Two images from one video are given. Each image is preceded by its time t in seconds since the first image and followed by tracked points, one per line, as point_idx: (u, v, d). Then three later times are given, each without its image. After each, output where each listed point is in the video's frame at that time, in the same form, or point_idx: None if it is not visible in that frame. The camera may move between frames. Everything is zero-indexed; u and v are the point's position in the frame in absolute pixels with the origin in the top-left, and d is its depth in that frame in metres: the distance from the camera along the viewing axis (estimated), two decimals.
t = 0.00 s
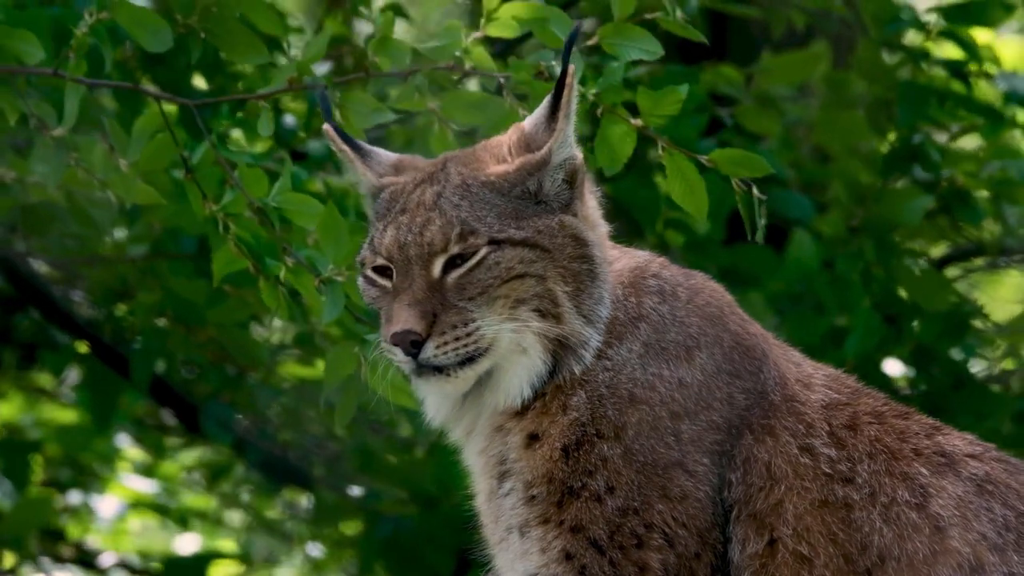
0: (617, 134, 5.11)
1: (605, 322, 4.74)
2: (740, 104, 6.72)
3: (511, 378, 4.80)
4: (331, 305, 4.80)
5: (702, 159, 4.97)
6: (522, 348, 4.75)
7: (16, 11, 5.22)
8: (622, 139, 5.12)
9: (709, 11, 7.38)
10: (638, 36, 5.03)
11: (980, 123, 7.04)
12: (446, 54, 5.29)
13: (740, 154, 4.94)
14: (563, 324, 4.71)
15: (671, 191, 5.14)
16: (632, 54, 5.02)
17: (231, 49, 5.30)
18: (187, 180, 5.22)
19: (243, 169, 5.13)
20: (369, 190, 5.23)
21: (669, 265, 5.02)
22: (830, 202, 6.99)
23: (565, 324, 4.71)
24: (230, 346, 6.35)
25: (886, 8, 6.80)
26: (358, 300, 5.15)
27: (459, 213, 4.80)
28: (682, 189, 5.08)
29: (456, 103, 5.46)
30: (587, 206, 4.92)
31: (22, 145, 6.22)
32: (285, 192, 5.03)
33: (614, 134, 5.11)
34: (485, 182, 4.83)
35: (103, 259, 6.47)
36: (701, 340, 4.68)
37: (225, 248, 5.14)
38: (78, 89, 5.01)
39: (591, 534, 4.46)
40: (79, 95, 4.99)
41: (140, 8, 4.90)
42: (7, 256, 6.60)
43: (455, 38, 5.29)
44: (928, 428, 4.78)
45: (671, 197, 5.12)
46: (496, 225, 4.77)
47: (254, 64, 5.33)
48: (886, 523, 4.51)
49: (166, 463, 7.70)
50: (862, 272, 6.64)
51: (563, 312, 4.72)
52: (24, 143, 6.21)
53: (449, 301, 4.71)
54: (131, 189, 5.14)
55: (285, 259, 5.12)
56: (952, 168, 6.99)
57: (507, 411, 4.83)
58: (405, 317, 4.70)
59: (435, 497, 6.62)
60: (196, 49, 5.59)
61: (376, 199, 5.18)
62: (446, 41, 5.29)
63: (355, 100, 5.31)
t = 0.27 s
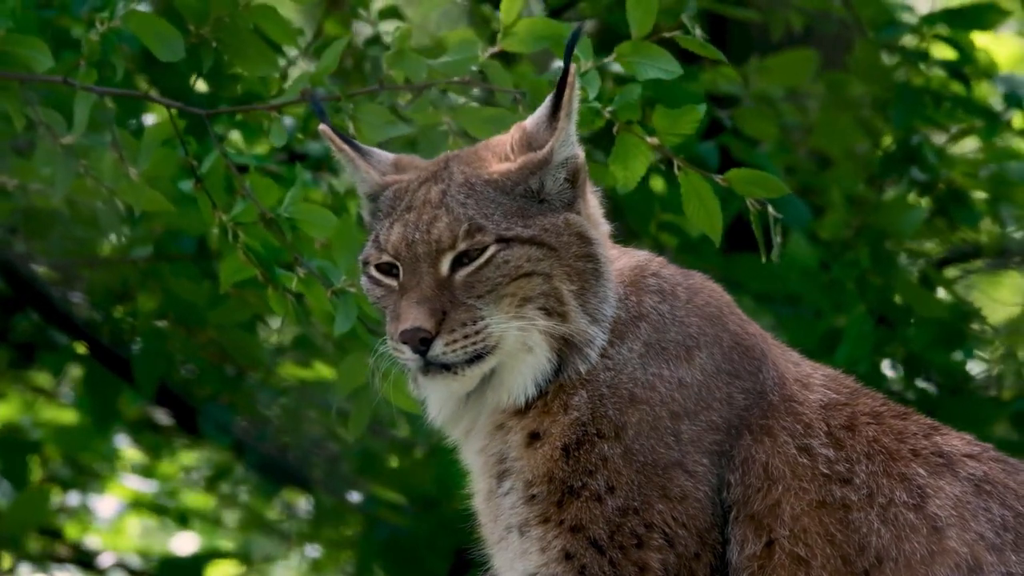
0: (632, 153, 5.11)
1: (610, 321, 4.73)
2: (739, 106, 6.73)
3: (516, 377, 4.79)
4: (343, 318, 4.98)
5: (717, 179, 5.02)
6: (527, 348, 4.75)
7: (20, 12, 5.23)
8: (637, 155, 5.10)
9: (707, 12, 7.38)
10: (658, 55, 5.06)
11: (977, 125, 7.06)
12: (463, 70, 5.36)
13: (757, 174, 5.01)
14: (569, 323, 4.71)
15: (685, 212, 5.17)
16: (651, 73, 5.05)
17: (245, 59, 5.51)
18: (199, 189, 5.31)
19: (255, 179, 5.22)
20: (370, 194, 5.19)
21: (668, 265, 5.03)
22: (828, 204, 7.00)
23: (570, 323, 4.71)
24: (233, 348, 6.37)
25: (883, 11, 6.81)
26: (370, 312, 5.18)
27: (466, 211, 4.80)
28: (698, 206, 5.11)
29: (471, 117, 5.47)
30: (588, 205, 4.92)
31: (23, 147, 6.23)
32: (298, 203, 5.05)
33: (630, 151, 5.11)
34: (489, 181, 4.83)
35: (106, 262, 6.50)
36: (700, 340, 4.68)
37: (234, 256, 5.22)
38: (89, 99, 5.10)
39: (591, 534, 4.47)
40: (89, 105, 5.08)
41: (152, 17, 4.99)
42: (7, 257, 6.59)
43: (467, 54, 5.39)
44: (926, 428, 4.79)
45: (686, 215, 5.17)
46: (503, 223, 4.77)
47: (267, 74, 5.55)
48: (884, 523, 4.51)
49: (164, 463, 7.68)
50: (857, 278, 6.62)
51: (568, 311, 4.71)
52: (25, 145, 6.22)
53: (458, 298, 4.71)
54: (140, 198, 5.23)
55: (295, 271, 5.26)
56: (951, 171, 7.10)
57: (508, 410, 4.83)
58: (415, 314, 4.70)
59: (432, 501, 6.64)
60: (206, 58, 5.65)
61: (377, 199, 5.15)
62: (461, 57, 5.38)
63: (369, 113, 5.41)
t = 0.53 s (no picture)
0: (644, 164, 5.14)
1: (613, 321, 4.73)
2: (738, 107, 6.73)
3: (519, 375, 4.79)
4: (353, 326, 5.12)
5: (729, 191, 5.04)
6: (530, 346, 4.75)
7: (24, 16, 5.25)
8: (649, 167, 5.13)
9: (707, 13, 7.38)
10: (670, 69, 5.05)
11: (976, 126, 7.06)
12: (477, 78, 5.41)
13: (767, 187, 5.02)
14: (572, 321, 4.71)
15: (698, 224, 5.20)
16: (664, 86, 5.04)
17: (253, 69, 5.43)
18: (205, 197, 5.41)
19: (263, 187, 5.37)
20: (373, 195, 5.10)
21: (668, 265, 5.03)
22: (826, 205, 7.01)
23: (574, 321, 4.70)
24: (232, 349, 6.36)
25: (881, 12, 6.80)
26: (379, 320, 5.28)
27: (470, 208, 4.78)
28: (708, 219, 5.16)
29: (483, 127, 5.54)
30: (591, 204, 4.91)
31: (24, 148, 6.24)
32: (307, 211, 5.22)
33: (641, 163, 5.13)
34: (492, 179, 4.81)
35: (106, 264, 6.49)
36: (701, 340, 4.68)
37: (241, 262, 5.34)
38: (96, 105, 5.14)
39: (592, 533, 4.47)
40: (97, 111, 5.13)
41: (162, 25, 5.00)
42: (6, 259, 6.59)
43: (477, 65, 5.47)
44: (925, 428, 4.78)
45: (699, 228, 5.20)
46: (508, 222, 4.76)
47: (271, 82, 5.48)
48: (884, 524, 4.52)
49: (164, 464, 7.68)
50: (853, 286, 6.66)
51: (571, 310, 4.71)
52: (25, 147, 6.23)
53: (463, 296, 4.70)
54: (146, 205, 5.27)
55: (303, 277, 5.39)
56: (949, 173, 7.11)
57: (510, 408, 4.83)
58: (421, 311, 4.68)
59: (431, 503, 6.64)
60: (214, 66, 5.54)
61: (380, 198, 5.07)
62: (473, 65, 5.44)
63: (380, 121, 5.44)
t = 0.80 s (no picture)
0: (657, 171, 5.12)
1: (615, 320, 4.72)
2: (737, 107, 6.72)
3: (521, 373, 4.78)
4: (363, 332, 5.14)
5: (742, 201, 5.04)
6: (532, 344, 4.74)
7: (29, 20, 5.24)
8: (659, 174, 5.12)
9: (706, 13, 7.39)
10: (682, 78, 5.08)
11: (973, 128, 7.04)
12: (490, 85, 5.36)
13: (779, 198, 5.01)
14: (574, 320, 4.70)
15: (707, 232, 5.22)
16: (676, 95, 5.05)
17: (263, 76, 5.41)
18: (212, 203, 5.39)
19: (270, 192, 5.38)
20: (375, 195, 5.10)
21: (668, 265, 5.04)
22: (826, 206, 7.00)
23: (576, 320, 4.70)
24: (232, 349, 6.36)
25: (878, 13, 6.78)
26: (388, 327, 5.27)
27: (473, 205, 4.77)
28: (718, 226, 5.18)
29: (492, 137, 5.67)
30: (592, 203, 4.91)
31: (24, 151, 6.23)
32: (316, 218, 5.20)
33: (652, 171, 5.11)
34: (495, 177, 4.81)
35: (105, 264, 6.49)
36: (701, 339, 4.68)
37: (247, 266, 5.33)
38: (102, 110, 5.09)
39: (593, 533, 4.46)
40: (103, 116, 5.08)
41: (168, 31, 4.97)
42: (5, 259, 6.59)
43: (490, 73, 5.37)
44: (925, 428, 4.78)
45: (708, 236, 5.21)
46: (511, 219, 4.75)
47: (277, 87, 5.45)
48: (884, 523, 4.52)
49: (162, 464, 7.68)
50: (850, 290, 6.61)
51: (573, 308, 4.70)
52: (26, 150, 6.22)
53: (466, 293, 4.69)
54: (153, 209, 5.39)
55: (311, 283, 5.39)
56: (947, 176, 7.11)
57: (511, 407, 4.82)
58: (424, 308, 4.67)
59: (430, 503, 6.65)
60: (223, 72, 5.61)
61: (381, 198, 5.07)
62: (485, 72, 5.36)
63: (389, 130, 5.58)
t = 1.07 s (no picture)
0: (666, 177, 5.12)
1: (616, 320, 4.72)
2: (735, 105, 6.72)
3: (521, 373, 4.77)
4: (369, 336, 5.08)
5: (751, 206, 5.06)
6: (533, 344, 4.73)
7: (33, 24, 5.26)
8: (667, 178, 5.12)
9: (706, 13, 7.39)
10: (691, 82, 5.08)
11: (972, 127, 7.04)
12: (498, 89, 5.43)
13: (785, 203, 5.04)
14: (574, 320, 4.70)
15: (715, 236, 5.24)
16: (685, 100, 5.06)
17: (270, 80, 5.40)
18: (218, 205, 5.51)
19: (276, 196, 5.39)
20: (374, 196, 5.08)
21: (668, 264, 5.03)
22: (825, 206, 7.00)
23: (576, 320, 4.69)
24: (232, 349, 6.35)
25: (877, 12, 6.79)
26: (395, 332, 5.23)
27: (474, 205, 4.76)
28: (724, 227, 5.20)
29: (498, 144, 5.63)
30: (592, 203, 4.91)
31: (24, 153, 6.23)
32: (321, 222, 5.22)
33: (659, 176, 5.12)
34: (496, 176, 4.81)
35: (105, 264, 6.48)
36: (701, 339, 4.68)
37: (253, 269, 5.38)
38: (106, 114, 5.13)
39: (593, 533, 4.46)
40: (106, 120, 5.12)
41: (172, 35, 5.00)
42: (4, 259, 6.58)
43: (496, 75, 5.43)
44: (925, 428, 4.77)
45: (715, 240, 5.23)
46: (512, 219, 4.75)
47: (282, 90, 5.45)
48: (884, 523, 4.51)
49: (161, 464, 7.67)
50: (847, 292, 6.59)
51: (574, 308, 4.70)
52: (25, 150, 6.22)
53: (466, 292, 4.69)
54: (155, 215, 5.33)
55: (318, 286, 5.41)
56: (947, 176, 7.04)
57: (511, 406, 4.81)
58: (424, 307, 4.66)
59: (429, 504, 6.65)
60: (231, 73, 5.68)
61: (380, 198, 5.07)
62: (493, 76, 5.42)
63: (395, 133, 5.51)
